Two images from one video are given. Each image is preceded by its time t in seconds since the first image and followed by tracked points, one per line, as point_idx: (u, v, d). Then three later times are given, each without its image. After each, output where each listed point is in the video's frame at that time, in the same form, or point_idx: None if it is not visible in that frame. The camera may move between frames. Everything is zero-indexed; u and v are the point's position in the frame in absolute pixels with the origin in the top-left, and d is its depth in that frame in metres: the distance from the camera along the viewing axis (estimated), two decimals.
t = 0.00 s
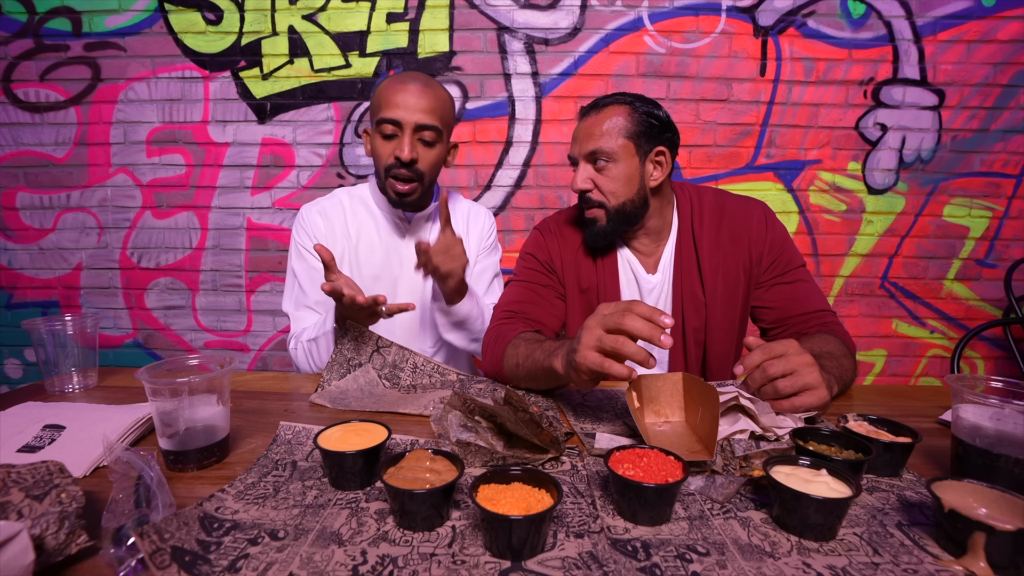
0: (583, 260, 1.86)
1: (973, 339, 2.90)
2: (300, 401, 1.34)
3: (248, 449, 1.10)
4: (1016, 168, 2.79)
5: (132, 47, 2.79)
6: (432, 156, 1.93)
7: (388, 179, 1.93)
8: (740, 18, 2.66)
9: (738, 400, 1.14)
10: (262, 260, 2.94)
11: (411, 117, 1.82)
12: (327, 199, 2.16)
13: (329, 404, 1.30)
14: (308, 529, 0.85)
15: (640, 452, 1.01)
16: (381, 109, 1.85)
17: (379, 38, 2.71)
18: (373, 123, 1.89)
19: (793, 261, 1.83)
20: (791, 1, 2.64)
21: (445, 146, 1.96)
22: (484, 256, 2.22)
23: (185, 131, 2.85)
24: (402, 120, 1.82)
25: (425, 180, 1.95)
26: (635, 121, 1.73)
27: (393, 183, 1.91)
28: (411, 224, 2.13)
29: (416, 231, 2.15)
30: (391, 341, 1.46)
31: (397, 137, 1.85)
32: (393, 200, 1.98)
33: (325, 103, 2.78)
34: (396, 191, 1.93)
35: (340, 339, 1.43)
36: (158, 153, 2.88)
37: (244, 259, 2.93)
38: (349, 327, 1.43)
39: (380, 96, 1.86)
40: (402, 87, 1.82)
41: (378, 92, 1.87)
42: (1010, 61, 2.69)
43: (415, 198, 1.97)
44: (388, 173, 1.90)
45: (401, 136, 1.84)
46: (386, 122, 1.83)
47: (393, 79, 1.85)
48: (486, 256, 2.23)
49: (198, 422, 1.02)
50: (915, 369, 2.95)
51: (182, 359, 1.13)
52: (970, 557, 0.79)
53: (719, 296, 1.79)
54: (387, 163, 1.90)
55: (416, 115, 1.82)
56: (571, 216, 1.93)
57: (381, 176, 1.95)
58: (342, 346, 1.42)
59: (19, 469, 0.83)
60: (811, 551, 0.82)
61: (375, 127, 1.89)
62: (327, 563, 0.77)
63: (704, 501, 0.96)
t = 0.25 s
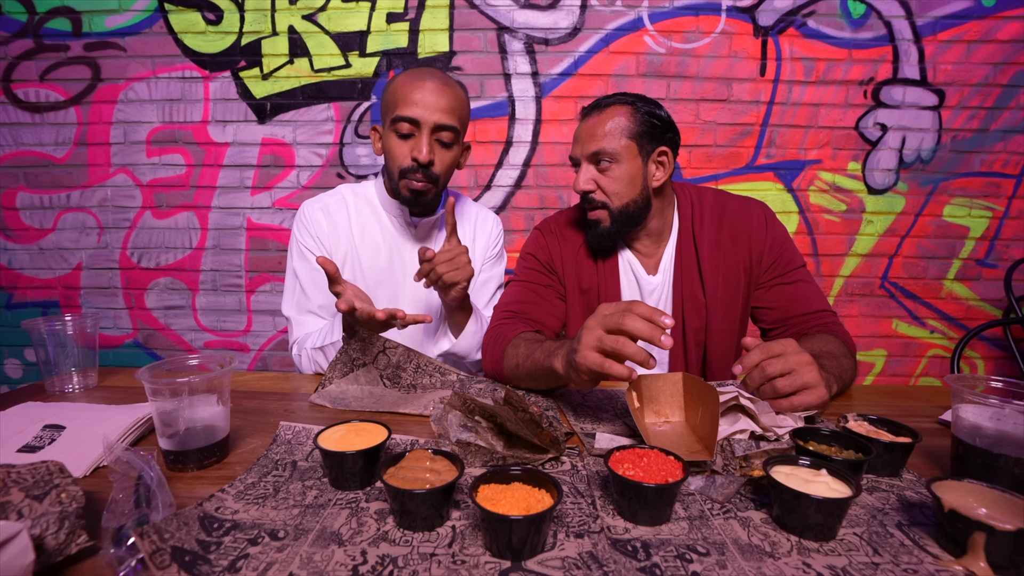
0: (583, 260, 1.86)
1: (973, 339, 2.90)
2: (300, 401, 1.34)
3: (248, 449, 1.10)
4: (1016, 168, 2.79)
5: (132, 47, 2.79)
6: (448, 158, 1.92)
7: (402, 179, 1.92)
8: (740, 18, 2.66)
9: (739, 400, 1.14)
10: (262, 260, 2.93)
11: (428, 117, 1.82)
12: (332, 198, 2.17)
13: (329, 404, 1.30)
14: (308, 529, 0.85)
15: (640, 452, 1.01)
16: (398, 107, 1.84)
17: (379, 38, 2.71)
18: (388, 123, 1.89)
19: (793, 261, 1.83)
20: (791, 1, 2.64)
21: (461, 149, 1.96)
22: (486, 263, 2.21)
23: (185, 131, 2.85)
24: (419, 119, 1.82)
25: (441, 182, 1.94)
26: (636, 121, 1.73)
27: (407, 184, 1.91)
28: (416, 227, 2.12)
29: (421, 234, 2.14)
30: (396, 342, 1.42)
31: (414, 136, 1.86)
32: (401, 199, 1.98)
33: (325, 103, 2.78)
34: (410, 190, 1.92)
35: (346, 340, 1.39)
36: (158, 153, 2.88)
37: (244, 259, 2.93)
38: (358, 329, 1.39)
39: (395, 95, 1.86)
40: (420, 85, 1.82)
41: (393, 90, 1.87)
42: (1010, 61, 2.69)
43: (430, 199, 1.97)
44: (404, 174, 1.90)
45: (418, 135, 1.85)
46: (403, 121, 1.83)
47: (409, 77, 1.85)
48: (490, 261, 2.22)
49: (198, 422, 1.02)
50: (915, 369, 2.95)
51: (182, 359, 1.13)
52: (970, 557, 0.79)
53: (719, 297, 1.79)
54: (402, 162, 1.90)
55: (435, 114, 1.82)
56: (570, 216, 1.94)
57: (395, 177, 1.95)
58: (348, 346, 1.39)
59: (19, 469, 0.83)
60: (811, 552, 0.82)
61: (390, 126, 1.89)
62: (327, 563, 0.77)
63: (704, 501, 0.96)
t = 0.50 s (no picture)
0: (583, 260, 1.86)
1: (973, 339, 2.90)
2: (300, 402, 1.34)
3: (248, 449, 1.10)
4: (1016, 168, 2.79)
5: (132, 47, 2.79)
6: (450, 155, 1.92)
7: (403, 177, 1.92)
8: (740, 18, 2.66)
9: (739, 401, 1.14)
10: (262, 260, 2.94)
11: (431, 115, 1.82)
12: (333, 199, 2.17)
13: (330, 404, 1.30)
14: (308, 529, 0.85)
15: (640, 452, 1.01)
16: (398, 106, 1.84)
17: (379, 38, 2.71)
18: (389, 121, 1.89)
19: (793, 260, 1.83)
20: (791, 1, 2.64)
21: (463, 146, 1.96)
22: (487, 264, 2.20)
23: (185, 131, 2.85)
24: (421, 117, 1.81)
25: (443, 180, 1.95)
26: (640, 118, 1.72)
27: (409, 182, 1.91)
28: (417, 229, 2.12)
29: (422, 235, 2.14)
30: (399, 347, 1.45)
31: (415, 134, 1.85)
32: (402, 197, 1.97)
33: (325, 103, 2.78)
34: (412, 188, 1.92)
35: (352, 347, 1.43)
36: (158, 153, 2.88)
37: (244, 259, 2.93)
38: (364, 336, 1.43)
39: (396, 93, 1.86)
40: (420, 83, 1.82)
41: (393, 89, 1.87)
42: (1010, 61, 2.69)
43: (432, 197, 1.97)
44: (405, 172, 1.90)
45: (419, 133, 1.84)
46: (404, 119, 1.83)
47: (409, 75, 1.85)
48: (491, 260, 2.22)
49: (198, 422, 1.02)
50: (915, 369, 2.95)
51: (182, 359, 1.13)
52: (970, 557, 0.79)
53: (719, 296, 1.79)
54: (404, 160, 1.90)
55: (436, 111, 1.82)
56: (571, 214, 1.93)
57: (396, 176, 1.94)
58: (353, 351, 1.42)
59: (19, 469, 0.83)
60: (811, 551, 0.82)
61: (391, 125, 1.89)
62: (327, 563, 0.77)
63: (704, 501, 0.96)
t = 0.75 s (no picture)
0: (582, 259, 1.86)
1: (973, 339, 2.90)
2: (300, 402, 1.34)
3: (248, 449, 1.10)
4: (1016, 168, 2.79)
5: (132, 47, 2.79)
6: (454, 159, 1.93)
7: (407, 180, 1.91)
8: (740, 18, 2.66)
9: (739, 401, 1.14)
10: (262, 260, 2.94)
11: (437, 118, 1.82)
12: (337, 200, 2.17)
13: (329, 404, 1.30)
14: (308, 529, 0.85)
15: (640, 452, 1.01)
16: (404, 109, 1.85)
17: (379, 38, 2.71)
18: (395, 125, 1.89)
19: (791, 259, 1.83)
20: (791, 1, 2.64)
21: (466, 151, 1.97)
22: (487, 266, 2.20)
23: (185, 131, 2.85)
24: (427, 120, 1.81)
25: (447, 184, 1.95)
26: (653, 107, 1.71)
27: (413, 185, 1.90)
28: (421, 231, 2.12)
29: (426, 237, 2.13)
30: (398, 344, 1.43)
31: (420, 137, 1.85)
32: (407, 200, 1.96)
33: (325, 103, 2.78)
34: (416, 191, 1.91)
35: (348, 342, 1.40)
36: (158, 153, 2.88)
37: (244, 259, 2.93)
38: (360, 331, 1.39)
39: (403, 97, 1.87)
40: (427, 88, 1.82)
41: (400, 94, 1.88)
42: (1010, 61, 2.69)
43: (435, 201, 1.97)
44: (409, 175, 1.89)
45: (424, 137, 1.84)
46: (409, 122, 1.83)
47: (416, 80, 1.86)
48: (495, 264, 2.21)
49: (198, 422, 1.02)
50: (915, 369, 2.95)
51: (182, 359, 1.13)
52: (970, 557, 0.79)
53: (716, 293, 1.79)
54: (409, 163, 1.89)
55: (442, 116, 1.82)
56: (572, 212, 1.94)
57: (400, 178, 1.94)
58: (349, 347, 1.39)
59: (19, 469, 0.83)
60: (811, 551, 0.82)
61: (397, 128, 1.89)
62: (327, 563, 0.77)
63: (704, 501, 0.96)
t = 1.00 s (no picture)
0: (578, 256, 1.87)
1: (973, 339, 2.90)
2: (300, 402, 1.34)
3: (248, 449, 1.10)
4: (1016, 168, 2.79)
5: (132, 47, 2.79)
6: (466, 158, 1.92)
7: (417, 179, 1.91)
8: (740, 18, 2.66)
9: (739, 400, 1.14)
10: (262, 260, 2.94)
11: (449, 116, 1.82)
12: (348, 199, 2.17)
13: (330, 404, 1.30)
14: (309, 529, 0.85)
15: (640, 452, 1.01)
16: (417, 108, 1.85)
17: (379, 38, 2.71)
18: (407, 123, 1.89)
19: (781, 257, 1.83)
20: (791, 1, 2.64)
21: (479, 150, 1.96)
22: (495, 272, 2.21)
23: (185, 131, 2.85)
24: (439, 118, 1.82)
25: (458, 183, 1.94)
26: (644, 98, 1.75)
27: (425, 183, 1.90)
28: (432, 232, 2.11)
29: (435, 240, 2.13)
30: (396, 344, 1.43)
31: (432, 135, 1.85)
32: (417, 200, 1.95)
33: (325, 103, 2.78)
34: (427, 190, 1.91)
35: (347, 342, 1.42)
36: (158, 153, 2.88)
37: (244, 259, 2.93)
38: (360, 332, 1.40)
39: (415, 94, 1.87)
40: (441, 86, 1.83)
41: (413, 91, 1.88)
42: (1010, 62, 2.69)
43: (446, 201, 1.95)
44: (420, 173, 1.89)
45: (437, 134, 1.84)
46: (422, 120, 1.83)
47: (429, 78, 1.87)
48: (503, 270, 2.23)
49: (198, 422, 1.02)
50: (915, 369, 2.95)
51: (182, 359, 1.13)
52: (970, 557, 0.79)
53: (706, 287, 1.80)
54: (421, 162, 1.89)
55: (455, 114, 1.82)
56: (568, 210, 1.95)
57: (410, 177, 1.93)
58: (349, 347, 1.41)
59: (19, 469, 0.83)
60: (811, 551, 0.82)
61: (409, 126, 1.89)
62: (327, 563, 0.77)
63: (704, 501, 0.96)
